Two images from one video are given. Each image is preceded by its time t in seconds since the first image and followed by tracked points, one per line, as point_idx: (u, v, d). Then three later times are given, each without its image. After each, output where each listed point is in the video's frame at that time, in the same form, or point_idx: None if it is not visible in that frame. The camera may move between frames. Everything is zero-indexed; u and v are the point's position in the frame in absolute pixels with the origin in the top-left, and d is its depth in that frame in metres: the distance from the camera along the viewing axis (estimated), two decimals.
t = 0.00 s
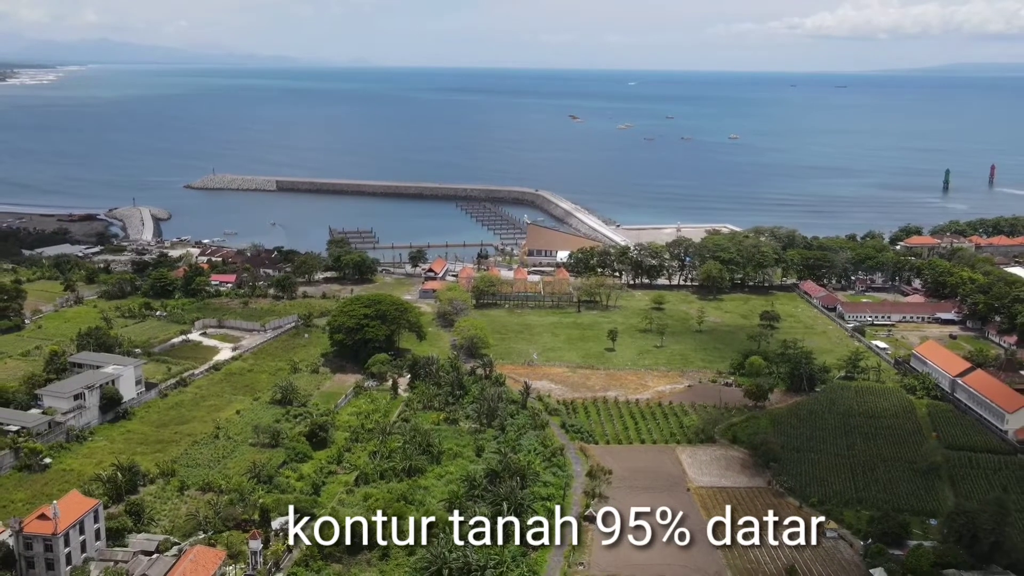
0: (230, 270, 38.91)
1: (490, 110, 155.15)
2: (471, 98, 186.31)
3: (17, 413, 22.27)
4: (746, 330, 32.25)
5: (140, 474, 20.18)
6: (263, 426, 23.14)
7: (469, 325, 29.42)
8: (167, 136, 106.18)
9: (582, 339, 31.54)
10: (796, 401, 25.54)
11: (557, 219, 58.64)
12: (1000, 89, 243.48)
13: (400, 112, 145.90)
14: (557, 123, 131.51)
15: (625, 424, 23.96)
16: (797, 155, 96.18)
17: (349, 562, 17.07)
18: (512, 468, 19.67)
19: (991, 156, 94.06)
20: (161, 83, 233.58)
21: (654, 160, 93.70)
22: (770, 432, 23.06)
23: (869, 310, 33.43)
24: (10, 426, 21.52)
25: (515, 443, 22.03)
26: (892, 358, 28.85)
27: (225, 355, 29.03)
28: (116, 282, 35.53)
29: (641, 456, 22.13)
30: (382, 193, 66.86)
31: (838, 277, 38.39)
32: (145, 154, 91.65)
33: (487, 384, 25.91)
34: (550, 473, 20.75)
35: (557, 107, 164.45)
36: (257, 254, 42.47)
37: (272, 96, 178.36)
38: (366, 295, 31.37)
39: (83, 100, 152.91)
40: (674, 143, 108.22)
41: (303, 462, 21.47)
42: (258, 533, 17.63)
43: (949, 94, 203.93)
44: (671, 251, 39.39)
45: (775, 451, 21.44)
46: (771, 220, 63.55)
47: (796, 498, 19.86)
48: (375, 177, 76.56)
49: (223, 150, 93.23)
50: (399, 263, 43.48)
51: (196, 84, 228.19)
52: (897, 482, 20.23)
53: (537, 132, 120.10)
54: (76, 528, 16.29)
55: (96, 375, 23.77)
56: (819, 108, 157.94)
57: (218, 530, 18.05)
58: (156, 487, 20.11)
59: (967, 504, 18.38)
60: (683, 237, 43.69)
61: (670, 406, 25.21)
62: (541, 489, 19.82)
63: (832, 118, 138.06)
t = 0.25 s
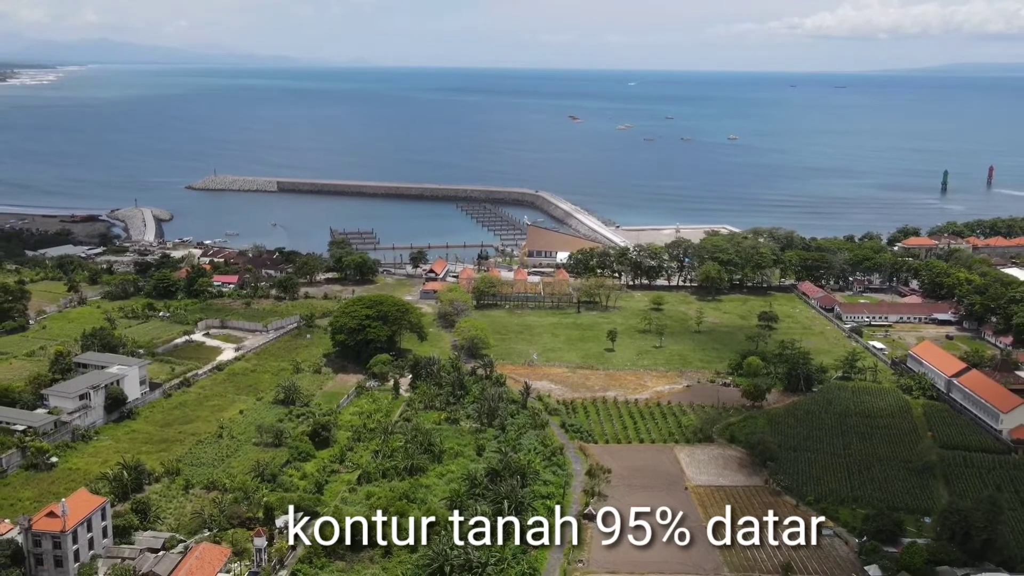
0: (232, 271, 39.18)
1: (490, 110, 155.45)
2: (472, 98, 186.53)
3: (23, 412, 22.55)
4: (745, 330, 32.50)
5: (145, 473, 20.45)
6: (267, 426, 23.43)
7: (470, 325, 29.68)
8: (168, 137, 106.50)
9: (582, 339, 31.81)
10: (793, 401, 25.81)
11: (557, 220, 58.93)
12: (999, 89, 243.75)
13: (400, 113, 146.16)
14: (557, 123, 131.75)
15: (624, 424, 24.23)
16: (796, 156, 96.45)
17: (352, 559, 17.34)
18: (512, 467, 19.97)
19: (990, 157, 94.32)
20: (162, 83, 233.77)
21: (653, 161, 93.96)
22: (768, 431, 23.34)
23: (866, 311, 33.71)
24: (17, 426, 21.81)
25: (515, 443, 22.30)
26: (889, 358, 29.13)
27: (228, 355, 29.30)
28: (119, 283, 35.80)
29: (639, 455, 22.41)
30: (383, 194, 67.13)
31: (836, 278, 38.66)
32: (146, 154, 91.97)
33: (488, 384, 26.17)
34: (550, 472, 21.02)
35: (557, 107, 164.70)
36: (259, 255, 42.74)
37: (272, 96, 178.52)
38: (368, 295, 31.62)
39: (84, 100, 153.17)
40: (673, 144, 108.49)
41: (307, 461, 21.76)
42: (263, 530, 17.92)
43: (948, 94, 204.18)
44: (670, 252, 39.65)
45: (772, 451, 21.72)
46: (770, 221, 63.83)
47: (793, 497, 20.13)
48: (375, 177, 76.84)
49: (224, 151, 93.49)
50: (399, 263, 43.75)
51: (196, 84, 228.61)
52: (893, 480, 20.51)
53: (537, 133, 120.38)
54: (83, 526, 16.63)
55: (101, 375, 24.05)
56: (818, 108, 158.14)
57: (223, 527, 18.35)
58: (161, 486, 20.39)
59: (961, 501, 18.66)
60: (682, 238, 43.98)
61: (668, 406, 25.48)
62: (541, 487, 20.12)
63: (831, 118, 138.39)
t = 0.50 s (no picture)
0: (234, 271, 39.38)
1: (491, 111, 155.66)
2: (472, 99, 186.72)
3: (29, 412, 22.80)
4: (743, 331, 32.71)
5: (150, 471, 20.67)
6: (269, 425, 23.65)
7: (470, 325, 29.90)
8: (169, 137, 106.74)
9: (582, 339, 32.03)
10: (791, 401, 26.04)
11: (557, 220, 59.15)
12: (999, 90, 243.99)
13: (400, 113, 146.36)
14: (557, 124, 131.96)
15: (624, 423, 24.46)
16: (796, 157, 96.66)
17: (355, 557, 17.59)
18: (512, 466, 20.21)
19: (989, 157, 94.54)
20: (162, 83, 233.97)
21: (653, 161, 94.16)
22: (765, 431, 23.59)
23: (864, 311, 33.94)
24: (23, 425, 22.06)
25: (516, 442, 22.53)
26: (886, 358, 29.35)
27: (231, 355, 29.53)
28: (122, 284, 36.03)
29: (638, 453, 22.65)
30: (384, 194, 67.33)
31: (835, 278, 38.89)
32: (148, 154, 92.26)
33: (488, 384, 26.39)
34: (550, 470, 21.26)
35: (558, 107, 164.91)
36: (261, 255, 42.96)
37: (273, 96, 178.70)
38: (369, 296, 31.82)
39: (85, 101, 153.40)
40: (673, 144, 108.68)
41: (309, 460, 21.99)
42: (267, 528, 18.18)
43: (948, 95, 204.38)
44: (669, 252, 39.86)
45: (770, 450, 21.95)
46: (770, 222, 64.04)
47: (790, 495, 20.36)
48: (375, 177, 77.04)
49: (225, 151, 93.70)
50: (400, 264, 43.97)
51: (197, 84, 228.92)
52: (889, 479, 20.73)
53: (537, 133, 120.58)
54: (90, 523, 16.90)
55: (105, 375, 24.29)
56: (818, 109, 158.31)
57: (227, 525, 18.60)
58: (166, 484, 20.63)
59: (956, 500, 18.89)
60: (682, 238, 44.21)
61: (667, 405, 25.70)
62: (542, 485, 20.36)
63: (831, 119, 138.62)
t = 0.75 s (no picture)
0: (236, 266, 39.62)
1: (491, 105, 155.68)
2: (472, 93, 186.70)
3: (35, 404, 23.10)
4: (742, 324, 32.98)
5: (156, 462, 20.98)
6: (273, 417, 23.95)
7: (471, 319, 30.17)
8: (169, 131, 106.85)
9: (582, 333, 32.32)
10: (789, 393, 26.34)
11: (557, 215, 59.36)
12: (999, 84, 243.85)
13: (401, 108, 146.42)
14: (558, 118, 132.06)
15: (623, 415, 24.75)
16: (795, 151, 96.80)
17: (359, 544, 17.88)
18: (513, 457, 20.51)
19: (988, 152, 94.69)
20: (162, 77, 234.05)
21: (653, 156, 94.28)
22: (763, 423, 23.89)
23: (862, 305, 34.21)
24: (30, 416, 22.36)
25: (516, 433, 22.82)
26: (883, 352, 29.64)
27: (234, 348, 29.81)
28: (125, 278, 36.30)
29: (637, 445, 22.96)
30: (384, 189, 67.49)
31: (833, 273, 39.16)
32: (148, 149, 92.43)
33: (489, 376, 26.67)
34: (550, 461, 21.55)
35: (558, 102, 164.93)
36: (262, 249, 43.21)
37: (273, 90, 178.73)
38: (370, 290, 32.06)
39: (85, 95, 153.57)
40: (673, 138, 108.80)
41: (312, 451, 22.29)
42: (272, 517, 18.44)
43: (948, 89, 204.35)
44: (668, 247, 40.10)
45: (767, 441, 22.26)
46: (769, 216, 64.26)
47: (786, 486, 20.67)
48: (376, 172, 77.19)
49: (225, 145, 93.87)
50: (401, 258, 44.23)
51: (197, 78, 228.95)
52: (885, 470, 21.03)
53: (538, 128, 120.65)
54: (98, 512, 17.25)
55: (110, 367, 24.58)
56: (817, 103, 158.33)
57: (232, 514, 18.92)
58: (171, 475, 20.92)
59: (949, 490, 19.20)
60: (681, 232, 44.43)
61: (666, 398, 26.00)
62: (542, 476, 20.64)
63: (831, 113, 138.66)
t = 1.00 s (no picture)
0: (238, 253, 39.79)
1: (491, 92, 155.36)
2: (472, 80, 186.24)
3: (41, 390, 23.38)
4: (741, 311, 33.21)
5: (161, 447, 21.24)
6: (276, 402, 24.22)
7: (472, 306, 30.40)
8: (169, 119, 106.72)
9: (582, 320, 32.56)
10: (786, 379, 26.62)
11: (557, 202, 59.46)
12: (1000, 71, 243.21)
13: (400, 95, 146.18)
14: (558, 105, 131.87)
15: (622, 401, 25.04)
16: (795, 138, 96.74)
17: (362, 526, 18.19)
18: (513, 441, 20.82)
19: (987, 139, 94.70)
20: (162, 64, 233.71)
21: (653, 143, 94.22)
22: (760, 408, 24.18)
23: (860, 292, 34.42)
24: (36, 402, 22.63)
25: (517, 418, 23.10)
26: (881, 338, 29.88)
27: (236, 335, 30.06)
28: (127, 265, 36.54)
29: (636, 430, 23.26)
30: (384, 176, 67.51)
31: (831, 260, 39.38)
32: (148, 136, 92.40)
33: (489, 362, 26.92)
34: (550, 446, 21.85)
35: (558, 89, 164.51)
36: (264, 237, 43.37)
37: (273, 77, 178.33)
38: (371, 277, 32.24)
39: (85, 82, 153.42)
40: (673, 126, 108.68)
41: (315, 436, 22.57)
42: (276, 500, 18.68)
43: (950, 75, 203.94)
44: (668, 234, 40.28)
45: (764, 426, 22.55)
46: (768, 204, 64.40)
47: (783, 469, 20.98)
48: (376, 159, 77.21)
49: (225, 133, 93.82)
50: (402, 245, 44.44)
51: (196, 65, 228.57)
52: (880, 454, 21.33)
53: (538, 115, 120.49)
54: (106, 495, 17.52)
55: (115, 354, 24.83)
56: (818, 90, 158.07)
57: (237, 498, 19.20)
58: (176, 459, 21.22)
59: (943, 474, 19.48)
60: (681, 220, 44.63)
61: (665, 384, 26.27)
62: (543, 461, 20.93)
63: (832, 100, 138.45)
